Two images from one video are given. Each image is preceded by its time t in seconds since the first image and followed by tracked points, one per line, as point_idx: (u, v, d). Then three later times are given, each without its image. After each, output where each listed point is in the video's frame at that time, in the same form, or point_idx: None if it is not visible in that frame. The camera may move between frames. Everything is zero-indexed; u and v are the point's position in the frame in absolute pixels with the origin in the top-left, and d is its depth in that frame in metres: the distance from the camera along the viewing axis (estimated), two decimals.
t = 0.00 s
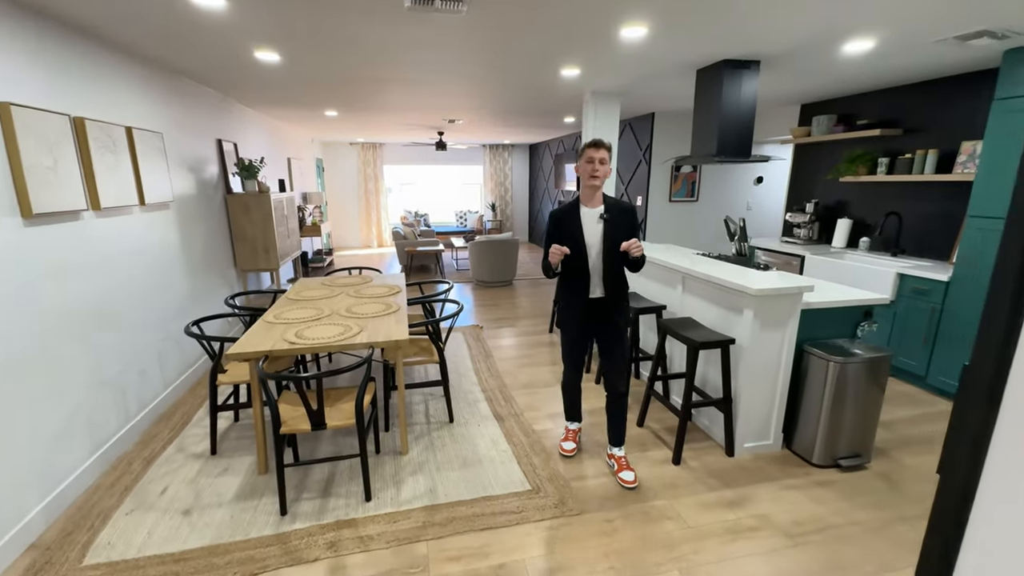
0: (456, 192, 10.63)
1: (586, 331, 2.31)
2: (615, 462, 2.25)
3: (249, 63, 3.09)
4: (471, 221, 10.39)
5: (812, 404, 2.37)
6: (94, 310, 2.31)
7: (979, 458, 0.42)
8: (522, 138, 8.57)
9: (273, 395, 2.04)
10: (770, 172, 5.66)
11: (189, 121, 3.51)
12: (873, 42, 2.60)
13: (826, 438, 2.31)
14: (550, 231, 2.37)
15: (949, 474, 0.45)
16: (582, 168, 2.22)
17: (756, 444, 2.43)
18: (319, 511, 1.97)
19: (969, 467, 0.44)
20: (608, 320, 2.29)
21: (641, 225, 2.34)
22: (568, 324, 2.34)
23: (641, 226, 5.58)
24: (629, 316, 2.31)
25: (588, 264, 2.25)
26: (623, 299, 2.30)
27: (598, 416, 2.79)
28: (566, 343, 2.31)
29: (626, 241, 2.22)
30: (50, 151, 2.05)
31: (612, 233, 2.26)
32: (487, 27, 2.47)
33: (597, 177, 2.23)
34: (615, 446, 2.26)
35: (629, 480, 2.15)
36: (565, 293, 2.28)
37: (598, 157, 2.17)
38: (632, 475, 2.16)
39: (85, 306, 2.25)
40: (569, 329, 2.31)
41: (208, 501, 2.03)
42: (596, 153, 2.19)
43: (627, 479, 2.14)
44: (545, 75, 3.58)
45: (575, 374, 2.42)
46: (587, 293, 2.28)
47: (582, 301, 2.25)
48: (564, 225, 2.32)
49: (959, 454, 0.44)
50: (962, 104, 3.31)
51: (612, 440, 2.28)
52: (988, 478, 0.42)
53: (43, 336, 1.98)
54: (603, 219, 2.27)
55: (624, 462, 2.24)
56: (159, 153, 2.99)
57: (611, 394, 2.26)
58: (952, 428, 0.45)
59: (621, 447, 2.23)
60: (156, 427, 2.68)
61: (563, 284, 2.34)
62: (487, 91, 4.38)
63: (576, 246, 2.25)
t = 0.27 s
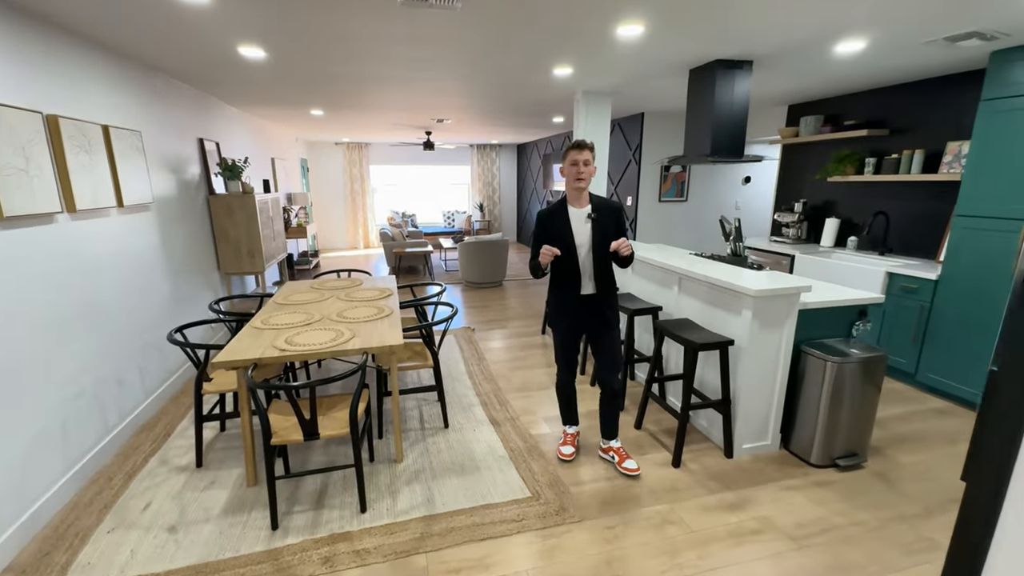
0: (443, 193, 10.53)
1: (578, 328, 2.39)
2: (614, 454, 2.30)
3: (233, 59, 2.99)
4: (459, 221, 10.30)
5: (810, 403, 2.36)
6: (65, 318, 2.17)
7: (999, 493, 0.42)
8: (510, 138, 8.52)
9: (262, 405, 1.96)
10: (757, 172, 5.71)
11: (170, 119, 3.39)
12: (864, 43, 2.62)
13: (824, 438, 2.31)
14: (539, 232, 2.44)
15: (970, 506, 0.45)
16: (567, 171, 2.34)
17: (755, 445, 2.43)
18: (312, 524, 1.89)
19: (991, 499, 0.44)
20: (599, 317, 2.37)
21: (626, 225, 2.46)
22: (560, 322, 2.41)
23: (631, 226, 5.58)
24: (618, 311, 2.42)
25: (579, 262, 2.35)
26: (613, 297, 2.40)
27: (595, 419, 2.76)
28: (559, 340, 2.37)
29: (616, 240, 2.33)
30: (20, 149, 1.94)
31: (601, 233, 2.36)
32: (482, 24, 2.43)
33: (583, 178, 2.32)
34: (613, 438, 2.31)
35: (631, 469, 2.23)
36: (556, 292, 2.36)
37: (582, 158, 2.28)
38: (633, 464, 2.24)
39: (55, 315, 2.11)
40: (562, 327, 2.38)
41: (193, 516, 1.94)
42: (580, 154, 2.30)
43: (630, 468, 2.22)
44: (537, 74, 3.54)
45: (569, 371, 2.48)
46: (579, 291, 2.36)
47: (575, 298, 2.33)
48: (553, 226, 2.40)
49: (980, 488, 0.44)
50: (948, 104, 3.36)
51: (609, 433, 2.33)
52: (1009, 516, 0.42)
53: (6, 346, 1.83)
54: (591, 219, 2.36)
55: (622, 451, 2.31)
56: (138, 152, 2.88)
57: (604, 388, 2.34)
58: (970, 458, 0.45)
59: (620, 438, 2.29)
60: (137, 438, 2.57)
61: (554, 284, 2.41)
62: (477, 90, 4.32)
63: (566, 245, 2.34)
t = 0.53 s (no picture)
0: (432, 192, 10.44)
1: (574, 325, 2.40)
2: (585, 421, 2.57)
3: (217, 54, 2.89)
4: (449, 221, 10.22)
5: (807, 403, 2.37)
6: (40, 324, 2.07)
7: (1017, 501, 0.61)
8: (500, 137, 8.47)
9: (253, 412, 1.89)
10: (746, 172, 5.75)
11: (151, 116, 3.28)
12: (857, 43, 2.63)
13: (822, 438, 2.31)
14: (533, 229, 2.43)
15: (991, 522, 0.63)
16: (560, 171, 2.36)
17: (752, 445, 2.42)
18: (306, 536, 1.83)
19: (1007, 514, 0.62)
20: (595, 313, 2.40)
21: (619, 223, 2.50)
22: (555, 319, 2.41)
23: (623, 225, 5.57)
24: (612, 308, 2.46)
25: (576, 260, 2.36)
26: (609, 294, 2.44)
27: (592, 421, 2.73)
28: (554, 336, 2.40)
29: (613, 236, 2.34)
30: None
31: (597, 230, 2.38)
32: (476, 21, 2.38)
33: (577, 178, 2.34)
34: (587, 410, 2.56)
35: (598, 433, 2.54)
36: (551, 288, 2.37)
37: (575, 157, 2.29)
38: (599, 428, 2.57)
39: (29, 322, 2.00)
40: (558, 324, 2.39)
41: (181, 529, 1.87)
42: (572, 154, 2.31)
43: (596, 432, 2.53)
44: (530, 73, 3.51)
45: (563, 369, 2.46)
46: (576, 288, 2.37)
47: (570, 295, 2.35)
48: (549, 223, 2.40)
49: (997, 521, 0.62)
50: (936, 105, 3.40)
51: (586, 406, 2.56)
52: None
53: None
54: (587, 216, 2.38)
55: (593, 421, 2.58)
56: (118, 151, 2.77)
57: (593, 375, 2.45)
58: (993, 475, 0.64)
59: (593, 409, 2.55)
60: (120, 448, 2.47)
61: (549, 281, 2.41)
62: (468, 88, 4.26)
63: (564, 242, 2.34)
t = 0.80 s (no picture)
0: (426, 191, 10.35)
1: (576, 325, 2.37)
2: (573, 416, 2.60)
3: (206, 49, 2.81)
4: (443, 220, 10.14)
5: (811, 404, 2.34)
6: (24, 329, 1.98)
7: None
8: (494, 135, 8.41)
9: (248, 418, 1.83)
10: (743, 170, 5.74)
11: (139, 113, 3.19)
12: (859, 41, 2.61)
13: (826, 438, 2.29)
14: (538, 227, 2.39)
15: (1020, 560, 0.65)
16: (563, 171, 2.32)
17: (756, 446, 2.40)
18: (304, 545, 1.77)
19: None
20: (596, 313, 2.38)
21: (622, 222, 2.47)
22: (557, 319, 2.36)
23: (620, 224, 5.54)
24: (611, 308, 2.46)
25: (579, 260, 2.32)
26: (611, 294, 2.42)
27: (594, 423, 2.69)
28: (554, 336, 2.37)
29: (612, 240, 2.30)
30: None
31: (602, 229, 2.35)
32: (476, 15, 2.33)
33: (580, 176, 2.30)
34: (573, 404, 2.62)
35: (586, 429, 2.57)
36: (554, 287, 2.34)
37: (576, 155, 2.25)
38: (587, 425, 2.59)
39: (14, 326, 1.92)
40: (560, 324, 2.35)
41: (173, 541, 1.80)
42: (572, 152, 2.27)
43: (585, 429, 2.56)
44: (528, 70, 3.45)
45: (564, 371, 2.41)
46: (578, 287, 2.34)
47: (572, 295, 2.32)
48: (554, 220, 2.35)
49: None
50: (935, 103, 3.40)
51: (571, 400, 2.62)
52: None
53: None
54: (592, 215, 2.34)
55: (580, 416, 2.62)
56: (105, 148, 2.69)
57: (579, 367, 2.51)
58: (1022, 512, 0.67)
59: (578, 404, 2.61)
60: (109, 455, 2.40)
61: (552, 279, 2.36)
62: (464, 85, 4.20)
63: (568, 242, 2.30)
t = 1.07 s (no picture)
0: (423, 189, 10.25)
1: (578, 326, 2.32)
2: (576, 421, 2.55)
3: (199, 43, 2.72)
4: (440, 218, 10.05)
5: (820, 408, 2.31)
6: (11, 336, 1.89)
7: None
8: (492, 133, 8.33)
9: (245, 427, 1.76)
10: (743, 169, 5.71)
11: (130, 109, 3.09)
12: (869, 37, 2.56)
13: (836, 442, 2.26)
14: (545, 225, 2.34)
15: None
16: (575, 171, 2.26)
17: (765, 450, 2.36)
18: (305, 558, 1.71)
19: None
20: (599, 313, 2.35)
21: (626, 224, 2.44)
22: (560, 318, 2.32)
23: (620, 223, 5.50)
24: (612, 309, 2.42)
25: (586, 260, 2.28)
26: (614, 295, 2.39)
27: (599, 428, 2.64)
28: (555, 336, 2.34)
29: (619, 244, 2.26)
30: None
31: (609, 231, 2.32)
32: (480, 10, 2.27)
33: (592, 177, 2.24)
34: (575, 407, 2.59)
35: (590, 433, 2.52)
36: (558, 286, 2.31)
37: (590, 155, 2.19)
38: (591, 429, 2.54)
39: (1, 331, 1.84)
40: (563, 323, 2.31)
41: (169, 554, 1.74)
42: (585, 153, 2.21)
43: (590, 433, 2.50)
44: (530, 67, 3.39)
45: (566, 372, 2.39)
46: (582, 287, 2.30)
47: (576, 296, 2.29)
48: (560, 219, 2.31)
49: None
50: (939, 102, 3.37)
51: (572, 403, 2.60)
52: None
53: None
54: (600, 217, 2.31)
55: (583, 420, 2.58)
56: (95, 146, 2.60)
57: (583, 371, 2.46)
58: None
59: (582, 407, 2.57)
60: (102, 463, 2.32)
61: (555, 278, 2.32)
62: (464, 82, 4.14)
63: (575, 242, 2.26)
